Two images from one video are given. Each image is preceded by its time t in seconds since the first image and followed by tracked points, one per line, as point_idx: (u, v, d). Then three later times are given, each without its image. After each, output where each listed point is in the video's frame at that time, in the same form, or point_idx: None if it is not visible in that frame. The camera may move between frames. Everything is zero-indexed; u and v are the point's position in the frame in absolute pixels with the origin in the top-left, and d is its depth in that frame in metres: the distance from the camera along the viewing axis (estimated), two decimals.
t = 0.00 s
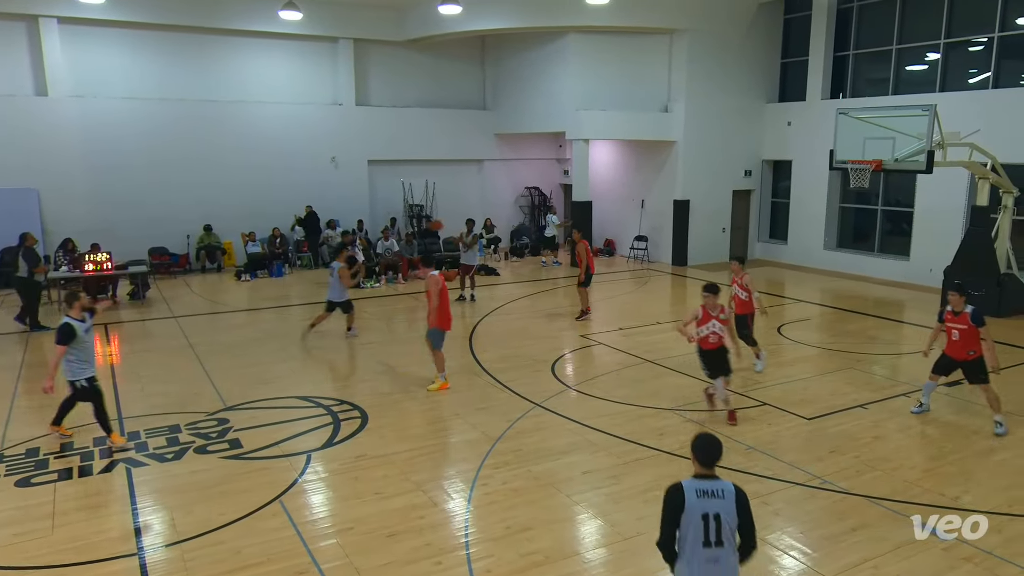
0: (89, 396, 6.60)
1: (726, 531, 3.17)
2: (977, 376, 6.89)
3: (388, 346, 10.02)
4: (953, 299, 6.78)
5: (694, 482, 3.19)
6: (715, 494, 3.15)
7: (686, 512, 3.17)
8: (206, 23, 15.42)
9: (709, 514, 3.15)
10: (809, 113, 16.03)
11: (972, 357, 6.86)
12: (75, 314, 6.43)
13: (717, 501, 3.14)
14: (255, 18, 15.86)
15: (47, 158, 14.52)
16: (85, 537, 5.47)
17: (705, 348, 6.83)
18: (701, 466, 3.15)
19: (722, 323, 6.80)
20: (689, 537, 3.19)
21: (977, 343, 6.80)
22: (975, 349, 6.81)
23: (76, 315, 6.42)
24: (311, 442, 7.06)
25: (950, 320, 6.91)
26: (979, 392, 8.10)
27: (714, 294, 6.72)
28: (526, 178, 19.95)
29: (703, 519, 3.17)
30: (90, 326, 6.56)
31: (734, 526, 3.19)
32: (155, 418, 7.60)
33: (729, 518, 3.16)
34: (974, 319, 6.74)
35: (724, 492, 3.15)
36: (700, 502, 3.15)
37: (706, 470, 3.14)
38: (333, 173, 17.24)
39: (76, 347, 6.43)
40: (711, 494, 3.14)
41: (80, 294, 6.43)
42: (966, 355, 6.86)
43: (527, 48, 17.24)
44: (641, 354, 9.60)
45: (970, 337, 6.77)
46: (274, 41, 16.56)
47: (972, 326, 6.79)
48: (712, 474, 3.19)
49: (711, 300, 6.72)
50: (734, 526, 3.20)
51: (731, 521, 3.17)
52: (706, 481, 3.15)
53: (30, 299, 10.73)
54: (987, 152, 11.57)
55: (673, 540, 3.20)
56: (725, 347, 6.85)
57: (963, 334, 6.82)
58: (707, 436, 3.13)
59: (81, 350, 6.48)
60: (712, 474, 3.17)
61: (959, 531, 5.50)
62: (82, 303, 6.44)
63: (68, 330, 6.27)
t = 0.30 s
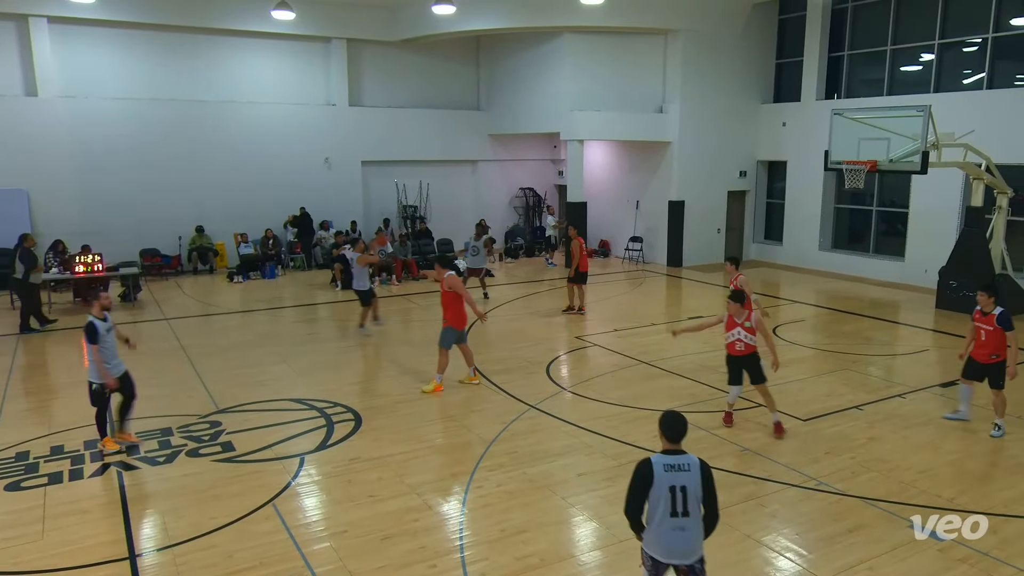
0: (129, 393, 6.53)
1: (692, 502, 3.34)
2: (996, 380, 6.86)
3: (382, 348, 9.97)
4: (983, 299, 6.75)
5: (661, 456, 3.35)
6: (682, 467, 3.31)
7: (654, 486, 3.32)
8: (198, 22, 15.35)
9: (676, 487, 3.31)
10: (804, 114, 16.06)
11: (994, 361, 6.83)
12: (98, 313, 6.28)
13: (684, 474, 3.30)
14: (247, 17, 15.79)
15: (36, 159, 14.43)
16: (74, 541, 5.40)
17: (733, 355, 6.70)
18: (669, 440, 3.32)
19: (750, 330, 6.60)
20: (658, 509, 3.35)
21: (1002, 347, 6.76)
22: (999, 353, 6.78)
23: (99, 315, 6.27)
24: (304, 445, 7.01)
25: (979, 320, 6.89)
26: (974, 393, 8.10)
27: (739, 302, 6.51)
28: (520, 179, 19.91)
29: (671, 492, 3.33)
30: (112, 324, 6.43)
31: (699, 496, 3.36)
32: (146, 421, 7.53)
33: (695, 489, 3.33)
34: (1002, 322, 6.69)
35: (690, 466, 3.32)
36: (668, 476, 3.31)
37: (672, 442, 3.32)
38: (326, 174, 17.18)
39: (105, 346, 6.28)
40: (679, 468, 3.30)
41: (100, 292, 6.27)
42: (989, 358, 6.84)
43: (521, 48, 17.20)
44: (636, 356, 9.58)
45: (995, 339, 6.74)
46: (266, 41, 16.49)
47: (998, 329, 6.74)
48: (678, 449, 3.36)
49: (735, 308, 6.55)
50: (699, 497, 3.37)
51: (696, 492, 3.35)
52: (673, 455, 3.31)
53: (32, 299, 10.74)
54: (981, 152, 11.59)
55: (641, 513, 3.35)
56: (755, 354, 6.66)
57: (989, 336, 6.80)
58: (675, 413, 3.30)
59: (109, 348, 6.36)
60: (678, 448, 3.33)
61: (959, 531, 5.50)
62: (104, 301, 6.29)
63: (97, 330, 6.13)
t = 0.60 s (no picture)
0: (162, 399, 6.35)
1: (671, 477, 3.68)
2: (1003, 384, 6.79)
3: (374, 350, 9.91)
4: (995, 298, 6.64)
5: (643, 435, 3.69)
6: (662, 445, 3.65)
7: (636, 462, 3.65)
8: (189, 22, 15.28)
9: (657, 463, 3.64)
10: (797, 115, 16.08)
11: (1003, 362, 6.76)
12: (131, 319, 6.04)
13: (664, 451, 3.64)
14: (238, 17, 15.72)
15: (25, 160, 14.32)
16: (63, 546, 5.34)
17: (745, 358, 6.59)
18: (650, 420, 3.65)
19: (760, 334, 6.46)
20: (639, 484, 3.67)
21: (1011, 348, 6.68)
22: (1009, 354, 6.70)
23: (133, 320, 6.04)
24: (296, 448, 6.96)
25: (991, 319, 6.77)
26: (968, 393, 8.10)
27: (750, 307, 6.40)
28: (514, 180, 19.87)
29: (652, 469, 3.66)
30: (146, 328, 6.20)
31: (677, 472, 3.70)
32: (137, 425, 7.46)
33: (674, 465, 3.68)
34: (1012, 322, 6.59)
35: (669, 444, 3.66)
36: (649, 452, 3.64)
37: (654, 423, 3.64)
38: (318, 175, 17.11)
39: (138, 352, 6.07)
40: (659, 445, 3.64)
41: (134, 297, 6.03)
42: (998, 359, 6.77)
43: (515, 48, 17.18)
44: (630, 357, 9.56)
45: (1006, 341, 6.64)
46: (257, 40, 16.42)
47: (1009, 330, 6.64)
48: (659, 428, 3.69)
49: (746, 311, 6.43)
50: (677, 473, 3.71)
51: (675, 467, 3.69)
52: (654, 434, 3.65)
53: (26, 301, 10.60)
54: (974, 153, 11.62)
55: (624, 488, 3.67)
56: (765, 359, 6.53)
57: (1000, 336, 6.69)
58: (656, 393, 3.63)
59: (142, 353, 6.14)
60: (658, 428, 3.67)
61: (959, 531, 5.50)
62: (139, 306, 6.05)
63: (129, 336, 5.91)
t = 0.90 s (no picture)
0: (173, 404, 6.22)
1: (656, 461, 3.90)
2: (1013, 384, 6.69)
3: (365, 353, 9.84)
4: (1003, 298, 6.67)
5: (630, 422, 3.88)
6: (648, 431, 3.86)
7: (625, 447, 3.85)
8: (177, 22, 15.18)
9: (644, 448, 3.85)
10: (789, 115, 16.11)
11: (1013, 362, 6.66)
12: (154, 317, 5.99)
13: (650, 437, 3.86)
14: (227, 17, 15.63)
15: (10, 161, 14.18)
16: (48, 552, 5.26)
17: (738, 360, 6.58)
18: (636, 408, 3.86)
19: (750, 338, 6.41)
20: (627, 468, 3.87)
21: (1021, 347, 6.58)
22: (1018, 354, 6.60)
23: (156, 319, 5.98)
24: (286, 452, 6.89)
25: (1000, 320, 6.73)
26: (960, 394, 8.11)
27: (743, 309, 6.33)
28: (505, 181, 19.83)
29: (639, 453, 3.86)
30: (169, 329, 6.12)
31: (661, 457, 3.92)
32: (124, 429, 7.37)
33: (659, 450, 3.89)
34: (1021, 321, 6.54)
35: (655, 429, 3.88)
36: (637, 438, 3.85)
37: (641, 410, 3.84)
38: (308, 176, 17.03)
39: (155, 354, 6.00)
40: (646, 432, 3.86)
41: (159, 296, 5.94)
42: (1007, 359, 6.68)
43: (506, 49, 17.14)
44: (622, 359, 9.52)
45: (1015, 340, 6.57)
46: (246, 40, 16.34)
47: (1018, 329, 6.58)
48: (645, 414, 3.90)
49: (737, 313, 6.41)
50: (661, 458, 3.93)
51: (660, 452, 3.91)
52: (641, 421, 3.86)
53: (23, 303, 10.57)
54: (966, 154, 11.65)
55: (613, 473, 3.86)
56: (755, 364, 6.46)
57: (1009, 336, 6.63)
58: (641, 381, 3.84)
59: (161, 355, 6.05)
60: (645, 415, 3.88)
61: (959, 531, 5.50)
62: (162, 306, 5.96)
63: (145, 337, 5.84)
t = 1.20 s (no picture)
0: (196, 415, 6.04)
1: (634, 449, 4.10)
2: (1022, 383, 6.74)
3: (354, 356, 9.76)
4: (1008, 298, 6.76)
5: (608, 414, 4.08)
6: (626, 420, 4.08)
7: (605, 437, 4.03)
8: (164, 21, 15.07)
9: (623, 437, 4.05)
10: (780, 116, 16.14)
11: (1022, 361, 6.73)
12: (176, 325, 5.86)
13: (628, 426, 4.07)
14: (214, 16, 15.52)
15: None
16: (30, 560, 5.16)
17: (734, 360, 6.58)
18: (613, 399, 4.08)
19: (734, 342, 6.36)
20: (607, 457, 4.06)
21: None
22: None
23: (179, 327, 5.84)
24: (274, 456, 6.80)
25: (1006, 318, 6.79)
26: (952, 395, 8.11)
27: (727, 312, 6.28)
28: (495, 183, 19.78)
29: (618, 443, 4.06)
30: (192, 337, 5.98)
31: (638, 445, 4.13)
32: (108, 434, 7.26)
33: (636, 438, 4.10)
34: None
35: (632, 419, 4.10)
36: (616, 428, 4.05)
37: (618, 401, 4.07)
38: (296, 177, 16.92)
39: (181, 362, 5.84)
40: (624, 421, 4.06)
41: (182, 303, 5.82)
42: (1016, 358, 6.75)
43: (496, 49, 17.10)
44: (614, 361, 9.48)
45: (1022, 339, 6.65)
46: (234, 40, 16.23)
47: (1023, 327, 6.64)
48: (621, 405, 4.12)
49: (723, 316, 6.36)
50: (639, 446, 4.14)
51: (637, 441, 4.11)
52: (619, 411, 4.07)
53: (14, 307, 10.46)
54: (956, 155, 11.68)
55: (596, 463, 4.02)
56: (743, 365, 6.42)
57: (1016, 334, 6.70)
58: (616, 374, 4.06)
59: (184, 364, 5.89)
60: (622, 406, 4.09)
61: (959, 531, 5.50)
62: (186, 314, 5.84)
63: (172, 344, 5.69)
